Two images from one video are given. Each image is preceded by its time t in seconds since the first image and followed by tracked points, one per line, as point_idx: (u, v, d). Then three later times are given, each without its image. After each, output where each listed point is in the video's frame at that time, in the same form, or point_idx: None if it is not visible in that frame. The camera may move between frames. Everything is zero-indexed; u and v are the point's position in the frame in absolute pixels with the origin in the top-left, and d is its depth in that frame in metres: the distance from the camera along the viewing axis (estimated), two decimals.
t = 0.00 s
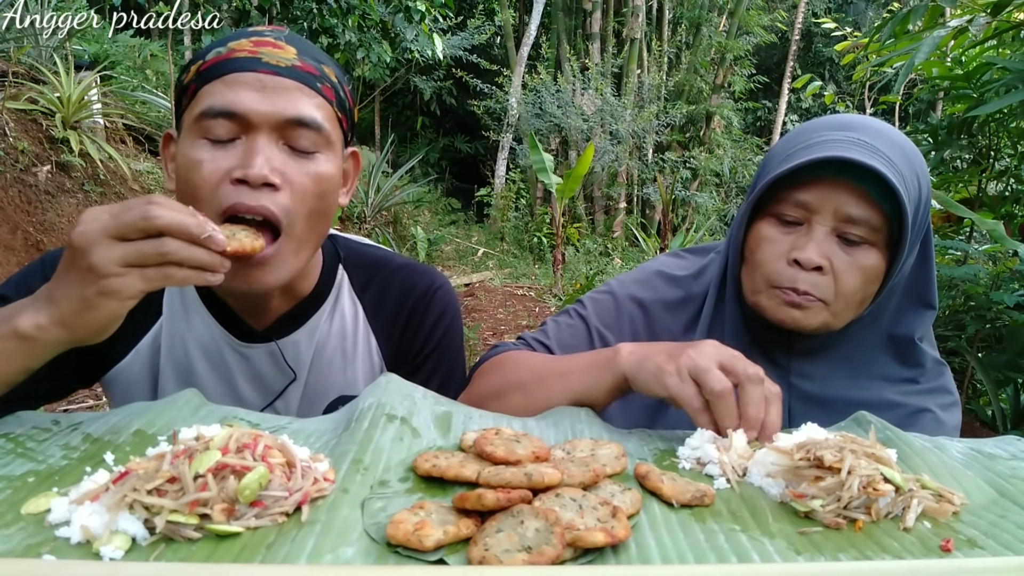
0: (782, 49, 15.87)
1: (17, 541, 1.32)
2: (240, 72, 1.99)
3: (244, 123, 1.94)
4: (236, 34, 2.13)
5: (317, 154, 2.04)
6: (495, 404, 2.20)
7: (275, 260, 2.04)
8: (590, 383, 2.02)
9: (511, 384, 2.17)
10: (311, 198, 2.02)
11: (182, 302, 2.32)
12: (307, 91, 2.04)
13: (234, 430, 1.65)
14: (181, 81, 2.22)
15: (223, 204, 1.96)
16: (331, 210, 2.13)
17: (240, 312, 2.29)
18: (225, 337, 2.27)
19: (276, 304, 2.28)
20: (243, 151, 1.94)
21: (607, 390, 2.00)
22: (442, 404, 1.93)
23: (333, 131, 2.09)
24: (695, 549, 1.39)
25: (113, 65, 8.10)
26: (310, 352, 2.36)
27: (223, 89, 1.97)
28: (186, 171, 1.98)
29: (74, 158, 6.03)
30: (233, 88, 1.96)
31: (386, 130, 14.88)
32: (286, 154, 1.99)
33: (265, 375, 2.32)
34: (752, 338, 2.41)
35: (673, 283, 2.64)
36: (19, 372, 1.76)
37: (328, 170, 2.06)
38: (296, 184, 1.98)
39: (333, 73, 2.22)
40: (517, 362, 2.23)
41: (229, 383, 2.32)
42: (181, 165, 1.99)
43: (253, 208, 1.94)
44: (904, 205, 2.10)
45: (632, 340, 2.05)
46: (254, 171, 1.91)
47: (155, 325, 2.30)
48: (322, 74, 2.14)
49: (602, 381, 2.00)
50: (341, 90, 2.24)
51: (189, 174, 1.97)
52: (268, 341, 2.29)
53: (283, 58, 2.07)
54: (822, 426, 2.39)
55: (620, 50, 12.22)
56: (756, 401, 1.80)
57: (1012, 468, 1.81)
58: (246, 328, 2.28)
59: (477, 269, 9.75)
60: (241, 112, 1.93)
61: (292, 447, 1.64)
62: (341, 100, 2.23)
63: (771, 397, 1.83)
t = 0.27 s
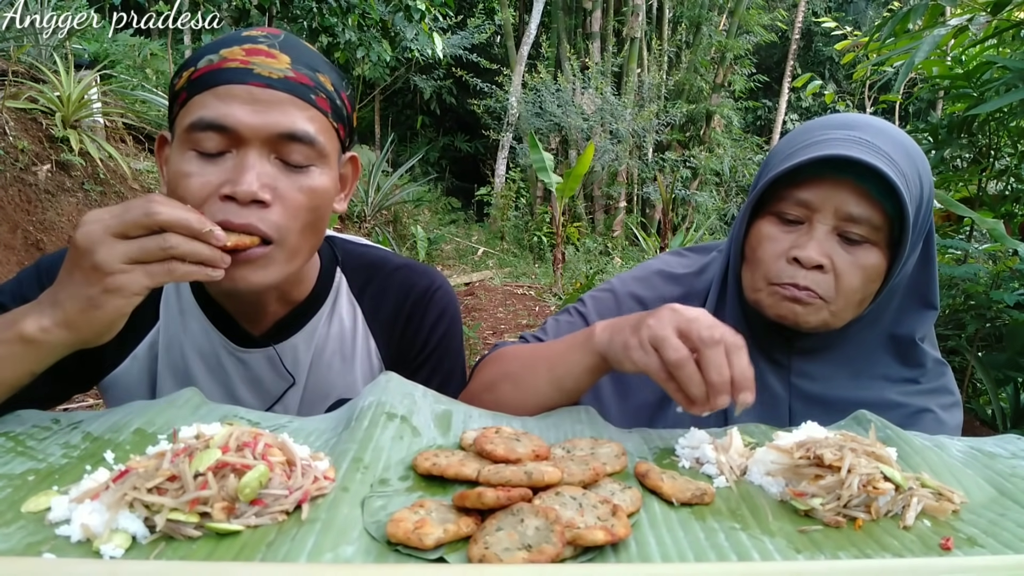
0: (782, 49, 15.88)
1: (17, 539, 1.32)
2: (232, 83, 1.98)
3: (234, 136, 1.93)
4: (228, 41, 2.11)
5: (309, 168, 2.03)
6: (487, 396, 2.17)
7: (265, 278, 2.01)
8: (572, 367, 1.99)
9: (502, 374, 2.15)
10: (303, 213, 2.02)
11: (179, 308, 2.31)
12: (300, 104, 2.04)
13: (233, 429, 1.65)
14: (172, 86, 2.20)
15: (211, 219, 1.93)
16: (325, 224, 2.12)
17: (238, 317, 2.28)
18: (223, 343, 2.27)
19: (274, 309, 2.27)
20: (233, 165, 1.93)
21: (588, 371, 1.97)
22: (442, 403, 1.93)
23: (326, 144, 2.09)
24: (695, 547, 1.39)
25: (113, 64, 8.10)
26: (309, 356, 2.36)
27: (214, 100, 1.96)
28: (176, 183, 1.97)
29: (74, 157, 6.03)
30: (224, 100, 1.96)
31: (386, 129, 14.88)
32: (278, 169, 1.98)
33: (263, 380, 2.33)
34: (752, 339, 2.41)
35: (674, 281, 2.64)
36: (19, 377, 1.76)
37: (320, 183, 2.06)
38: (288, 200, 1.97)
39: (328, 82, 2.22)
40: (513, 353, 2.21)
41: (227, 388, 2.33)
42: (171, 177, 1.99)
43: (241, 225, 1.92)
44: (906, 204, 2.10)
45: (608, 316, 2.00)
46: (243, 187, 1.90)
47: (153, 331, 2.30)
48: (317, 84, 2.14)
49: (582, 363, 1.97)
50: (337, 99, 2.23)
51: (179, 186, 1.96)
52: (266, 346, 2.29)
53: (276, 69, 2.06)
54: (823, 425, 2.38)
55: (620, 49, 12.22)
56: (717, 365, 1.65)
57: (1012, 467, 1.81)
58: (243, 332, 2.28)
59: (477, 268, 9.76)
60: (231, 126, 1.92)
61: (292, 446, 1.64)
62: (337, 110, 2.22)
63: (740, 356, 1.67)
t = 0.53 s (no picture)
0: (781, 50, 15.90)
1: (17, 542, 1.33)
2: (231, 87, 1.99)
3: (234, 140, 1.93)
4: (227, 44, 2.11)
5: (309, 170, 2.03)
6: (488, 401, 2.17)
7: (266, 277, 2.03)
8: (581, 380, 2.00)
9: (502, 379, 2.15)
10: (304, 214, 2.02)
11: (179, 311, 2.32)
12: (299, 106, 2.04)
13: (233, 431, 1.65)
14: (173, 89, 2.21)
15: (214, 221, 1.93)
16: (326, 224, 2.13)
17: (240, 318, 2.29)
18: (224, 344, 2.28)
19: (275, 308, 2.28)
20: (233, 168, 1.94)
21: (597, 387, 1.99)
22: (442, 405, 1.93)
23: (326, 146, 2.09)
24: (695, 550, 1.39)
25: (113, 66, 8.10)
26: (309, 358, 2.36)
27: (214, 104, 1.97)
28: (178, 186, 1.98)
29: (73, 159, 6.03)
30: (224, 104, 1.96)
31: (386, 131, 14.89)
32: (278, 171, 1.98)
33: (264, 381, 2.33)
34: (750, 340, 2.42)
35: (674, 285, 2.64)
36: (18, 383, 1.76)
37: (321, 185, 2.06)
38: (289, 202, 1.98)
39: (328, 84, 2.21)
40: (515, 357, 2.22)
41: (228, 389, 2.33)
42: (172, 180, 1.99)
43: (244, 226, 1.94)
44: (905, 206, 2.10)
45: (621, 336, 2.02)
46: (244, 190, 1.91)
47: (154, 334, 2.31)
48: (316, 86, 2.14)
49: (592, 377, 1.98)
50: (336, 101, 2.23)
51: (181, 190, 1.96)
52: (267, 347, 2.29)
53: (275, 72, 2.06)
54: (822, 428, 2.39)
55: (619, 51, 12.23)
56: (724, 414, 1.71)
57: (1011, 469, 1.81)
58: (245, 334, 2.29)
59: (476, 269, 9.76)
60: (231, 129, 1.92)
61: (292, 449, 1.64)
62: (337, 112, 2.22)
63: (744, 406, 1.73)
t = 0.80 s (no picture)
0: (782, 48, 15.90)
1: (16, 539, 1.32)
2: (234, 77, 1.99)
3: (237, 129, 1.93)
4: (229, 37, 2.12)
5: (312, 159, 2.03)
6: (489, 400, 2.16)
7: (270, 266, 1.99)
8: (580, 374, 2.01)
9: (502, 378, 2.15)
10: (306, 203, 2.00)
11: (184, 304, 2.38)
12: (301, 97, 2.04)
13: (233, 429, 1.65)
14: (176, 84, 2.21)
15: (216, 211, 1.90)
16: (328, 215, 2.11)
17: (243, 311, 2.31)
18: (227, 337, 2.32)
19: (279, 300, 2.29)
20: (236, 157, 1.92)
21: (596, 381, 1.99)
22: (441, 403, 1.92)
23: (328, 136, 2.08)
24: (695, 547, 1.39)
25: (112, 64, 8.10)
26: (310, 353, 2.37)
27: (216, 95, 1.97)
28: (180, 177, 1.96)
29: (73, 158, 6.03)
30: (226, 94, 1.96)
31: (386, 130, 14.88)
32: (280, 160, 1.97)
33: (264, 375, 2.34)
34: (751, 339, 2.41)
35: (673, 284, 2.64)
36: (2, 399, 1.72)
37: (323, 175, 2.05)
38: (291, 191, 1.96)
39: (328, 75, 2.21)
40: (515, 355, 2.21)
41: (229, 383, 2.35)
42: (175, 171, 1.98)
43: (248, 216, 1.90)
44: (903, 205, 2.09)
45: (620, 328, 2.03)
46: (247, 178, 1.88)
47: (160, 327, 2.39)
48: (317, 77, 2.14)
49: (592, 372, 1.99)
50: (337, 92, 2.23)
51: (184, 181, 1.95)
52: (269, 341, 2.31)
53: (277, 63, 2.06)
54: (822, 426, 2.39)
55: (619, 49, 12.22)
56: (729, 403, 1.71)
57: (1011, 467, 1.81)
58: (248, 328, 2.31)
59: (476, 267, 9.76)
60: (234, 119, 1.92)
61: (291, 446, 1.64)
62: (337, 103, 2.22)
63: (750, 391, 1.72)
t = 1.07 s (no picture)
0: (781, 50, 15.93)
1: (17, 541, 1.33)
2: (236, 74, 1.99)
3: (240, 125, 1.94)
4: (231, 35, 2.12)
5: (314, 154, 2.03)
6: (487, 402, 2.16)
7: (277, 261, 1.98)
8: (570, 370, 2.01)
9: (500, 380, 2.14)
10: (310, 198, 2.00)
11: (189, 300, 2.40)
12: (302, 92, 2.04)
13: (233, 430, 1.65)
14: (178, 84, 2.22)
15: (220, 206, 1.91)
16: (331, 209, 2.11)
17: (248, 310, 2.33)
18: (229, 332, 2.33)
19: (283, 299, 2.31)
20: (240, 153, 1.93)
21: (587, 375, 1.99)
22: (441, 405, 1.93)
23: (329, 131, 2.09)
24: (694, 550, 1.39)
25: (112, 65, 8.11)
26: (312, 348, 2.38)
27: (219, 92, 1.97)
28: (186, 175, 1.97)
29: (73, 159, 6.03)
30: (229, 91, 1.97)
31: (386, 131, 14.87)
32: (283, 155, 1.98)
33: (266, 371, 2.35)
34: (751, 341, 2.40)
35: (669, 284, 2.64)
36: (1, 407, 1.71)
37: (325, 169, 2.05)
38: (294, 185, 1.96)
39: (329, 72, 2.22)
40: (513, 357, 2.21)
41: (230, 380, 2.35)
42: (181, 169, 1.99)
43: (252, 210, 1.91)
44: (903, 208, 2.10)
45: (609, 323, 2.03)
46: (251, 173, 1.89)
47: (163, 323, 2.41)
48: (318, 73, 2.14)
49: (582, 366, 1.99)
50: (338, 89, 2.23)
51: (189, 178, 1.96)
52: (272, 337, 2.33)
53: (278, 60, 2.07)
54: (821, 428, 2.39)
55: (619, 51, 12.24)
56: (713, 396, 1.72)
57: (1011, 469, 1.81)
58: (250, 324, 2.33)
59: (476, 269, 9.76)
60: (237, 116, 1.93)
61: (291, 448, 1.64)
62: (338, 99, 2.23)
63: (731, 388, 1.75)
